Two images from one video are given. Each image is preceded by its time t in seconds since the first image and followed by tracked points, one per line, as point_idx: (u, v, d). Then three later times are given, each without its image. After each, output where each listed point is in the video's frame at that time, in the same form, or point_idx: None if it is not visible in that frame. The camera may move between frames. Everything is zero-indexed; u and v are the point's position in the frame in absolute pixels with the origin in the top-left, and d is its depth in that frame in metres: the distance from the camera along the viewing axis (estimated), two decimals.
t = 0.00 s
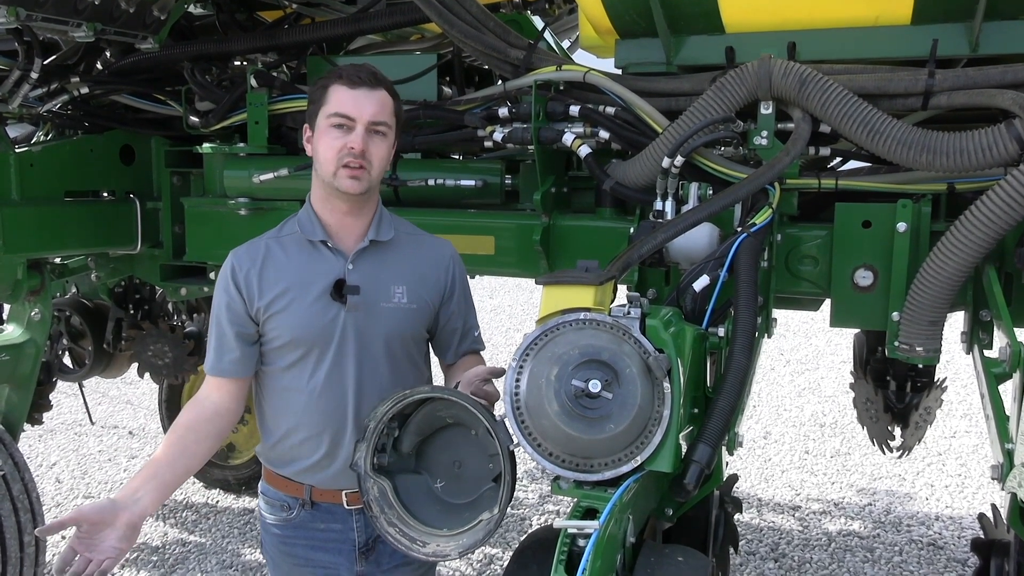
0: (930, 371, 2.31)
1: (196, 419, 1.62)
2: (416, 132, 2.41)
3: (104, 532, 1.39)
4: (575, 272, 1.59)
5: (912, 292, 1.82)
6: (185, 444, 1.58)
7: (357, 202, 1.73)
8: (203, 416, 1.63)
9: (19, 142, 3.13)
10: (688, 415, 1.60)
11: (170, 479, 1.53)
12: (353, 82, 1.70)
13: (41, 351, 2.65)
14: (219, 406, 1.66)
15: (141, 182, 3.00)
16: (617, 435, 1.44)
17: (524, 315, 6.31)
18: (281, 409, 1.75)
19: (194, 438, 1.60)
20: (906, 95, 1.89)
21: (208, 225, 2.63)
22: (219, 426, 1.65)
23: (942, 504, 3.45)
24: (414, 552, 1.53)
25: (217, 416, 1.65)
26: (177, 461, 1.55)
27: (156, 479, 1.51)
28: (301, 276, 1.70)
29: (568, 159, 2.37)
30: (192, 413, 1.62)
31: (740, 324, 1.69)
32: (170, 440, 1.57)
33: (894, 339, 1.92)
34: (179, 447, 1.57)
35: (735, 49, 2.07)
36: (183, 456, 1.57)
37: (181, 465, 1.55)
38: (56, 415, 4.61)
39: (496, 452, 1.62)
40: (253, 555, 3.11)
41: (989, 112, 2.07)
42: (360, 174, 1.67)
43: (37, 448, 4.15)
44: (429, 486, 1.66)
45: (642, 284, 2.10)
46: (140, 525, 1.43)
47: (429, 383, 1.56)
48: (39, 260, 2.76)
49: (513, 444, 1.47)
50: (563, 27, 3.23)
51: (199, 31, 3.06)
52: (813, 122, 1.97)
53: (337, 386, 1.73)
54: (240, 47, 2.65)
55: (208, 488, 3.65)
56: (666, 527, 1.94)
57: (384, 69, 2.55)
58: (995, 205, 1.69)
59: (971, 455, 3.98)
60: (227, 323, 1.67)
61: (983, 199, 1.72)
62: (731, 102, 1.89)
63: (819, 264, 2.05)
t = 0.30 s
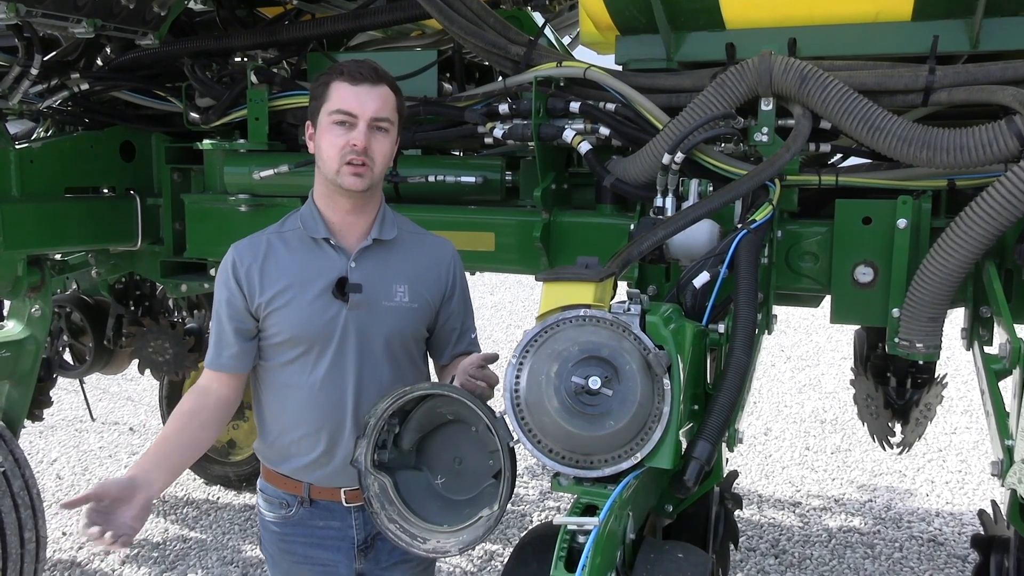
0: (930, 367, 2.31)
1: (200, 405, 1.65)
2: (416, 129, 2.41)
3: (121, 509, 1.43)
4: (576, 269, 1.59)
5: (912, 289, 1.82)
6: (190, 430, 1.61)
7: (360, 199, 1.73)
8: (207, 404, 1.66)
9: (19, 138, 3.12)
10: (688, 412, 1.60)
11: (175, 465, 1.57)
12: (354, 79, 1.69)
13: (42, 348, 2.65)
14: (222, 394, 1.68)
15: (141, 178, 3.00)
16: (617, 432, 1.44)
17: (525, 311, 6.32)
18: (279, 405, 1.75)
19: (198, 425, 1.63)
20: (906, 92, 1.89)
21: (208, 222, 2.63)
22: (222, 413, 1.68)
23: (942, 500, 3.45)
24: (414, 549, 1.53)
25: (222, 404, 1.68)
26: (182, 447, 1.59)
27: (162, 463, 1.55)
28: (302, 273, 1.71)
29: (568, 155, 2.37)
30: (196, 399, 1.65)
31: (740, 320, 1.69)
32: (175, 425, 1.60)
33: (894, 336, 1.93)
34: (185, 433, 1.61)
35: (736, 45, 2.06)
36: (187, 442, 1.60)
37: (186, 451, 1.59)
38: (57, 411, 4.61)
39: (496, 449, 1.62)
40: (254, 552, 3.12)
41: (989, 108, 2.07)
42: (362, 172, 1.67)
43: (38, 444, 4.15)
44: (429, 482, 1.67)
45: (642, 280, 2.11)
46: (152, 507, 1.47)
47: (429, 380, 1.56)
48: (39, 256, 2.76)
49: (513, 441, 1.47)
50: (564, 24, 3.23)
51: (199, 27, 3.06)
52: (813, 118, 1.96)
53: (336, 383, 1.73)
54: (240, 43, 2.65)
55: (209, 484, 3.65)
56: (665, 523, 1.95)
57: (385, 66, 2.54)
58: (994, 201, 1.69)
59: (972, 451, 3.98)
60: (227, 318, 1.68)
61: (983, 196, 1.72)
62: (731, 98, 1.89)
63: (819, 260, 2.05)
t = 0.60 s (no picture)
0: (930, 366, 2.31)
1: (206, 392, 1.67)
2: (417, 127, 2.41)
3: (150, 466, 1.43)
4: (577, 267, 1.59)
5: (912, 288, 1.82)
6: (199, 414, 1.63)
7: (364, 198, 1.73)
8: (212, 391, 1.68)
9: (20, 137, 3.13)
10: (688, 410, 1.61)
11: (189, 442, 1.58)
12: (361, 77, 1.69)
13: (42, 345, 2.65)
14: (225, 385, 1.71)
15: (142, 176, 3.00)
16: (617, 430, 1.44)
17: (525, 310, 6.31)
18: (279, 401, 1.75)
19: (206, 409, 1.65)
20: (907, 90, 1.89)
21: (209, 220, 2.63)
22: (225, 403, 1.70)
23: (942, 499, 3.45)
24: (414, 547, 1.54)
25: (225, 395, 1.70)
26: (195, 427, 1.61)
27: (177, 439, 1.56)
28: (303, 269, 1.71)
29: (569, 153, 2.35)
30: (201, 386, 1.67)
31: (740, 319, 1.69)
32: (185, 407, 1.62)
33: (894, 334, 1.93)
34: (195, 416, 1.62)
35: (736, 44, 2.07)
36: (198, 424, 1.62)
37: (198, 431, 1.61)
38: (57, 409, 4.62)
39: (497, 448, 1.62)
40: (254, 550, 3.12)
41: (989, 107, 2.07)
42: (367, 171, 1.67)
43: (37, 442, 4.15)
44: (429, 480, 1.67)
45: (642, 279, 2.12)
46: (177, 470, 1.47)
47: (430, 378, 1.56)
48: (40, 254, 2.76)
49: (513, 438, 1.47)
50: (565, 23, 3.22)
51: (200, 24, 3.06)
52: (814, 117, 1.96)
53: (336, 380, 1.73)
54: (241, 41, 2.65)
55: (209, 482, 3.65)
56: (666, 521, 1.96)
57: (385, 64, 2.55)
58: (994, 200, 1.70)
59: (971, 450, 3.98)
60: (227, 313, 1.68)
61: (984, 195, 1.72)
62: (732, 97, 1.89)
63: (819, 259, 2.05)
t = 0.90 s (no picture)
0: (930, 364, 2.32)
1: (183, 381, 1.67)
2: (418, 125, 2.41)
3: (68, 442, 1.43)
4: (578, 266, 1.59)
5: (911, 286, 1.83)
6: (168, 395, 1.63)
7: (363, 192, 1.73)
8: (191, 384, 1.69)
9: (19, 135, 3.12)
10: (688, 408, 1.61)
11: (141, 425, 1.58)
12: (357, 73, 1.70)
13: (42, 344, 2.65)
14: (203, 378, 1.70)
15: (142, 174, 3.01)
16: (617, 428, 1.45)
17: (525, 308, 6.31)
18: (281, 399, 1.76)
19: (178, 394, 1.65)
20: (906, 89, 1.90)
21: (209, 218, 2.63)
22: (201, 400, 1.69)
23: (941, 497, 3.46)
24: (416, 545, 1.55)
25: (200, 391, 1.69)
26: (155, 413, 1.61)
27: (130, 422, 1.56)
28: (304, 268, 1.71)
29: (569, 152, 2.34)
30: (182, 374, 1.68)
31: (740, 317, 1.69)
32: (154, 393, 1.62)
33: (894, 332, 1.94)
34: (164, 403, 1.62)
35: (736, 42, 2.07)
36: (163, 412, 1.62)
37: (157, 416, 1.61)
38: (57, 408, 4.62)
39: (498, 446, 1.62)
40: (255, 548, 3.12)
41: (989, 106, 2.08)
42: (365, 163, 1.67)
43: (37, 441, 4.15)
44: (430, 478, 1.67)
45: (643, 278, 2.12)
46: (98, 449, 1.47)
47: (432, 376, 1.56)
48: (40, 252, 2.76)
49: (513, 437, 1.50)
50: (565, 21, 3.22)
51: (199, 23, 3.06)
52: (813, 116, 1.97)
53: (339, 378, 1.74)
54: (241, 40, 2.65)
55: (209, 480, 3.66)
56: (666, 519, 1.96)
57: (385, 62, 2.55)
58: (993, 199, 1.70)
59: (970, 447, 3.99)
60: (226, 310, 1.68)
61: (983, 193, 1.72)
62: (732, 95, 1.90)
63: (820, 257, 2.06)
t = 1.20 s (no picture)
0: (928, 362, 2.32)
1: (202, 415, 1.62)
2: (416, 124, 2.41)
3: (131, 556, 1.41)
4: (576, 264, 1.59)
5: (910, 285, 1.83)
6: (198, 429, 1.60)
7: (360, 194, 1.73)
8: (210, 412, 1.63)
9: (18, 133, 3.12)
10: (687, 406, 1.61)
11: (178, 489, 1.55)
12: (343, 73, 1.70)
13: (40, 343, 2.65)
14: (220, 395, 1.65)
15: (140, 174, 3.00)
16: (617, 426, 1.45)
17: (523, 307, 6.31)
18: (283, 402, 1.76)
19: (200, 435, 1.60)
20: (904, 88, 1.90)
21: (208, 217, 2.63)
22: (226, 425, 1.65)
23: (938, 495, 3.47)
24: (415, 543, 1.54)
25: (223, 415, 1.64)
26: (186, 466, 1.57)
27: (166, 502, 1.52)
28: (305, 270, 1.70)
29: (567, 150, 2.34)
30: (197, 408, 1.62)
31: (739, 315, 1.70)
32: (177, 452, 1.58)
33: (892, 331, 1.94)
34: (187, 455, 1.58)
35: (734, 41, 2.07)
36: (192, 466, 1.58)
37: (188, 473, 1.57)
38: (54, 406, 4.61)
39: (497, 444, 1.63)
40: (253, 546, 3.12)
41: (987, 104, 2.08)
42: (359, 164, 1.67)
43: (35, 439, 4.15)
44: (430, 477, 1.67)
45: (641, 276, 2.12)
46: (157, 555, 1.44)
47: (432, 374, 1.57)
48: (38, 251, 2.76)
49: (513, 434, 1.51)
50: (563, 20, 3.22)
51: (197, 21, 3.05)
52: (811, 114, 1.97)
53: (341, 378, 1.74)
54: (240, 38, 2.64)
55: (208, 479, 3.66)
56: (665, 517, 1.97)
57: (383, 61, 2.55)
58: (992, 197, 1.70)
59: (968, 446, 4.00)
60: (231, 315, 1.67)
61: (981, 191, 1.73)
62: (731, 94, 1.90)
63: (818, 256, 2.06)
